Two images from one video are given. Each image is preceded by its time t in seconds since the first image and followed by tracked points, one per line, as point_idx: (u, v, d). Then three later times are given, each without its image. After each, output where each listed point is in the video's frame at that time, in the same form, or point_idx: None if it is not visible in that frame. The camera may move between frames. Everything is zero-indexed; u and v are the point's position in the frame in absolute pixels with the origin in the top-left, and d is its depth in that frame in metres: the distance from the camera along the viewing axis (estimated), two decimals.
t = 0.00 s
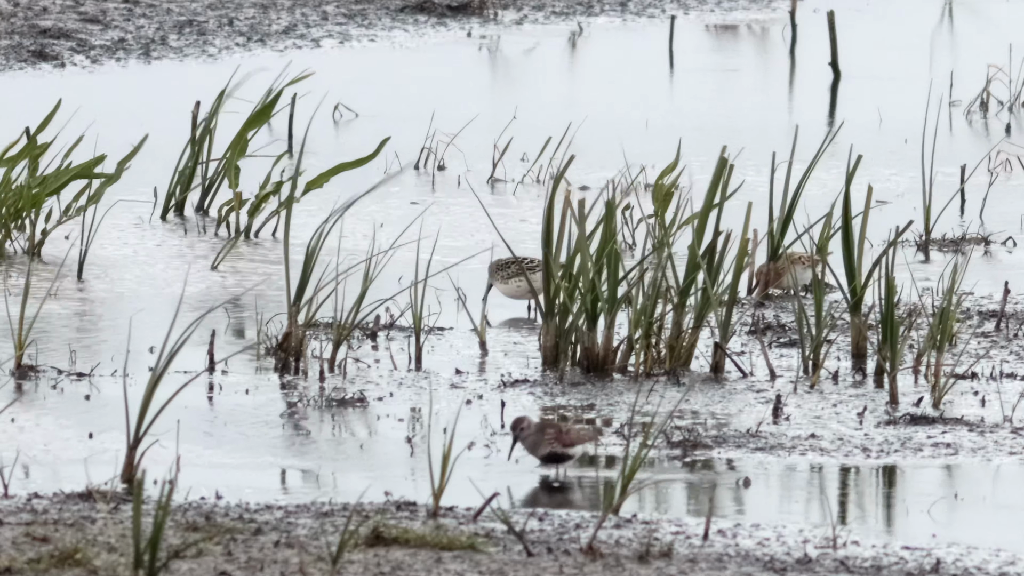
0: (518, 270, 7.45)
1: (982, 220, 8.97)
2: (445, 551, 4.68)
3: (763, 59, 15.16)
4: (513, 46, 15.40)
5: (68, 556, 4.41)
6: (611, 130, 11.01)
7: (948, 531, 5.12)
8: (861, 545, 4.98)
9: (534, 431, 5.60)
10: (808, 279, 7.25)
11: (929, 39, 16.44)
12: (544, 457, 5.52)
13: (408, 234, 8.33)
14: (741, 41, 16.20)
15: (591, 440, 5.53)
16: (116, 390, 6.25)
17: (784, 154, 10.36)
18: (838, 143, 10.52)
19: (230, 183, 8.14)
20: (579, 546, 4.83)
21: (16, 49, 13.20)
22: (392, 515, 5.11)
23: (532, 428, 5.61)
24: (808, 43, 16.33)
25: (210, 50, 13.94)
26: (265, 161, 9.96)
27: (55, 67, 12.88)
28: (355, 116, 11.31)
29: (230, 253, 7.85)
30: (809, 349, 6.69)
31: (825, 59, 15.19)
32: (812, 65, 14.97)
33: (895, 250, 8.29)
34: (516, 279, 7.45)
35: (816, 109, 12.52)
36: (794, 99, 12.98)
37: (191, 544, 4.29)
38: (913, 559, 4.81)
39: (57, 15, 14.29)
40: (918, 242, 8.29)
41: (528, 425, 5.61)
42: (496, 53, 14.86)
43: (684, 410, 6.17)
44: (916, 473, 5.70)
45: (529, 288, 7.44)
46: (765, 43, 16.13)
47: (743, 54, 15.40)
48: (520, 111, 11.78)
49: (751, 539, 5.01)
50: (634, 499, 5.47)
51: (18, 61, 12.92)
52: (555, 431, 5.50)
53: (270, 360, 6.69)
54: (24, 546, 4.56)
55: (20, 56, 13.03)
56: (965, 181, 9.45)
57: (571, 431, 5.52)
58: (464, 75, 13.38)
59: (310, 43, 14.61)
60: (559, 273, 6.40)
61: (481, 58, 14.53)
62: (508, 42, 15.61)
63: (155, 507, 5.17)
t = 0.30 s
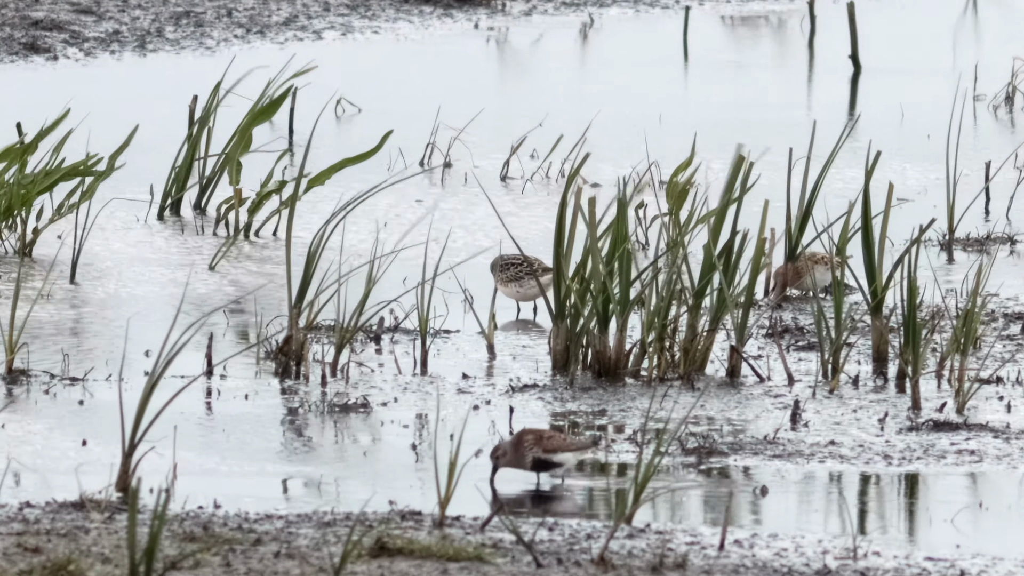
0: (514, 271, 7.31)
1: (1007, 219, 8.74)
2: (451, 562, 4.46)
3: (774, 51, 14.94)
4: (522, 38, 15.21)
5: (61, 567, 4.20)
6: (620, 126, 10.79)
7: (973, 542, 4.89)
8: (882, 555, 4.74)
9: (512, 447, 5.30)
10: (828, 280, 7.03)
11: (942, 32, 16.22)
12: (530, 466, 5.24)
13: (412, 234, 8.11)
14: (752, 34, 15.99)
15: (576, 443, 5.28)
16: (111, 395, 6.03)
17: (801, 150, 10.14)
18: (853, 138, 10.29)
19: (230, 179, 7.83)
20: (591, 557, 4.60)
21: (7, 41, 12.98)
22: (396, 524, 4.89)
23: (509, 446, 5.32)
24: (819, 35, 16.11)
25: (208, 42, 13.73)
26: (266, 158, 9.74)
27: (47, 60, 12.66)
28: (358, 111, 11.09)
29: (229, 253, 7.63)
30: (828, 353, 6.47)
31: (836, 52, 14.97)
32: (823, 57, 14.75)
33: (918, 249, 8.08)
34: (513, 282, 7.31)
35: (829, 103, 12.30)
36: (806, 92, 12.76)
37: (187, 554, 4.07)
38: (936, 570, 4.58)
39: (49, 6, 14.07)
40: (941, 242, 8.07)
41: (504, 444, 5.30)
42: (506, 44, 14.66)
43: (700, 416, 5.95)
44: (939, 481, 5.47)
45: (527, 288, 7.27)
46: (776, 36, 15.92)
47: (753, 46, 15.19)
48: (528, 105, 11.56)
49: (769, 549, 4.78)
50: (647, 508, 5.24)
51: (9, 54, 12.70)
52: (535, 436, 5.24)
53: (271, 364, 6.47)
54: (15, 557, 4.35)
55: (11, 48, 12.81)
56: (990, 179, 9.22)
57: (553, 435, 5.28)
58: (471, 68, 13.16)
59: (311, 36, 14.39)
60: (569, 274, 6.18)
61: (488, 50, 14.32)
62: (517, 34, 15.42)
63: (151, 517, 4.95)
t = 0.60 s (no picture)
0: (519, 271, 7.13)
1: None
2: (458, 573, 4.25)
3: (784, 45, 14.73)
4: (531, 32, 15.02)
5: None
6: (630, 123, 10.59)
7: (999, 552, 4.67)
8: (904, 565, 4.53)
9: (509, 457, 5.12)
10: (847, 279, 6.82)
11: (957, 26, 16.03)
12: (530, 477, 5.08)
13: (417, 233, 7.90)
14: (761, 29, 15.78)
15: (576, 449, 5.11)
16: (107, 400, 5.83)
17: (821, 146, 9.93)
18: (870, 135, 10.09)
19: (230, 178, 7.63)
20: (602, 566, 4.39)
21: None
22: (401, 533, 4.68)
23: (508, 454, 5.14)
24: (830, 27, 15.90)
25: (206, 36, 13.55)
26: (267, 156, 9.54)
27: (40, 54, 12.44)
28: (362, 107, 10.89)
29: (228, 253, 7.43)
30: (848, 356, 6.26)
31: (845, 45, 14.77)
32: (834, 50, 14.54)
33: (941, 250, 7.88)
34: (518, 282, 7.14)
35: (842, 97, 12.09)
36: (818, 86, 12.55)
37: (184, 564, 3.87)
38: None
39: None
40: (966, 241, 7.87)
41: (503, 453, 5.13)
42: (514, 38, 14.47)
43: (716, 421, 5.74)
44: (963, 488, 5.25)
45: (532, 289, 7.09)
46: (785, 30, 15.72)
47: (762, 41, 14.98)
48: (536, 100, 11.35)
49: (787, 559, 4.56)
50: (661, 517, 5.03)
51: None
52: (535, 446, 5.06)
53: (271, 368, 6.26)
54: (5, 568, 4.14)
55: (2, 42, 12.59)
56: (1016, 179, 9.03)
57: (552, 443, 5.10)
58: (477, 63, 12.95)
59: (312, 29, 14.20)
60: (580, 274, 5.97)
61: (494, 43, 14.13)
62: (526, 27, 15.22)
63: (147, 525, 4.75)
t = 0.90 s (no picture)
0: (527, 269, 6.95)
1: None
2: None
3: (792, 40, 14.55)
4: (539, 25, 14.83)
5: None
6: (640, 120, 10.39)
7: None
8: None
9: (515, 450, 5.00)
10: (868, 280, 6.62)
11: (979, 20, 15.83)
12: (528, 477, 4.93)
13: (423, 232, 7.70)
14: (769, 25, 15.60)
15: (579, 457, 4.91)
16: (104, 405, 5.64)
17: (843, 144, 9.73)
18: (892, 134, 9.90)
19: (231, 175, 7.43)
20: None
21: None
22: (407, 543, 4.49)
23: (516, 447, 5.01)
24: (840, 22, 15.71)
25: (206, 29, 13.39)
26: (269, 152, 9.35)
27: (34, 47, 12.25)
28: (367, 102, 10.71)
29: (227, 253, 7.24)
30: (869, 359, 6.07)
31: (855, 39, 14.58)
32: (843, 44, 14.36)
33: (965, 250, 7.68)
34: (526, 280, 6.94)
35: (854, 92, 11.89)
36: (830, 80, 12.35)
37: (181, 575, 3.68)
38: None
39: None
40: (991, 241, 7.68)
41: (511, 443, 5.01)
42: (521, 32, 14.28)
43: (732, 427, 5.55)
44: (989, 497, 5.05)
45: (541, 286, 6.89)
46: (794, 25, 15.53)
47: (770, 37, 14.80)
48: (545, 96, 11.16)
49: (807, 570, 4.36)
50: (676, 525, 4.84)
51: None
52: (537, 447, 4.90)
53: (272, 371, 6.06)
54: None
55: None
56: None
57: (556, 447, 4.92)
58: (484, 57, 12.76)
59: (313, 23, 14.01)
60: (592, 274, 5.78)
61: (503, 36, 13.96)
62: (534, 21, 15.03)
63: (144, 535, 4.56)
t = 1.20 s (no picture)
0: (531, 271, 6.70)
1: None
2: None
3: (808, 34, 14.35)
4: (551, 19, 14.67)
5: None
6: (653, 116, 10.21)
7: None
8: None
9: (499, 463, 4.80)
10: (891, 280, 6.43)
11: (1004, 15, 15.60)
12: (514, 488, 4.73)
13: (432, 231, 7.51)
14: (784, 18, 15.40)
15: (566, 460, 4.70)
16: (102, 410, 5.45)
17: (867, 142, 9.53)
18: (915, 133, 9.70)
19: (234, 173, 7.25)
20: None
21: None
22: (415, 552, 4.31)
23: (499, 459, 4.81)
24: (857, 15, 15.49)
25: (206, 22, 13.29)
26: (272, 150, 9.18)
27: (31, 40, 12.10)
28: (373, 97, 10.54)
29: (229, 253, 7.06)
30: (892, 363, 5.88)
31: (873, 32, 14.37)
32: (861, 37, 14.14)
33: (992, 250, 7.49)
34: (530, 282, 6.68)
35: (872, 87, 11.69)
36: (847, 74, 12.16)
37: None
38: None
39: None
40: (1017, 241, 7.48)
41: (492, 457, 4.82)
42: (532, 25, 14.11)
43: (751, 433, 5.37)
44: (1017, 506, 4.86)
45: (546, 289, 6.69)
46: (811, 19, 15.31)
47: (785, 31, 14.60)
48: (558, 92, 10.98)
49: None
50: (692, 535, 4.65)
51: None
52: (519, 456, 4.71)
53: (276, 374, 5.88)
54: None
55: None
56: None
57: (541, 454, 4.72)
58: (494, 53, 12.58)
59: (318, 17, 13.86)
60: (607, 275, 5.60)
61: (513, 30, 13.81)
62: (544, 14, 14.87)
63: (143, 544, 4.38)
